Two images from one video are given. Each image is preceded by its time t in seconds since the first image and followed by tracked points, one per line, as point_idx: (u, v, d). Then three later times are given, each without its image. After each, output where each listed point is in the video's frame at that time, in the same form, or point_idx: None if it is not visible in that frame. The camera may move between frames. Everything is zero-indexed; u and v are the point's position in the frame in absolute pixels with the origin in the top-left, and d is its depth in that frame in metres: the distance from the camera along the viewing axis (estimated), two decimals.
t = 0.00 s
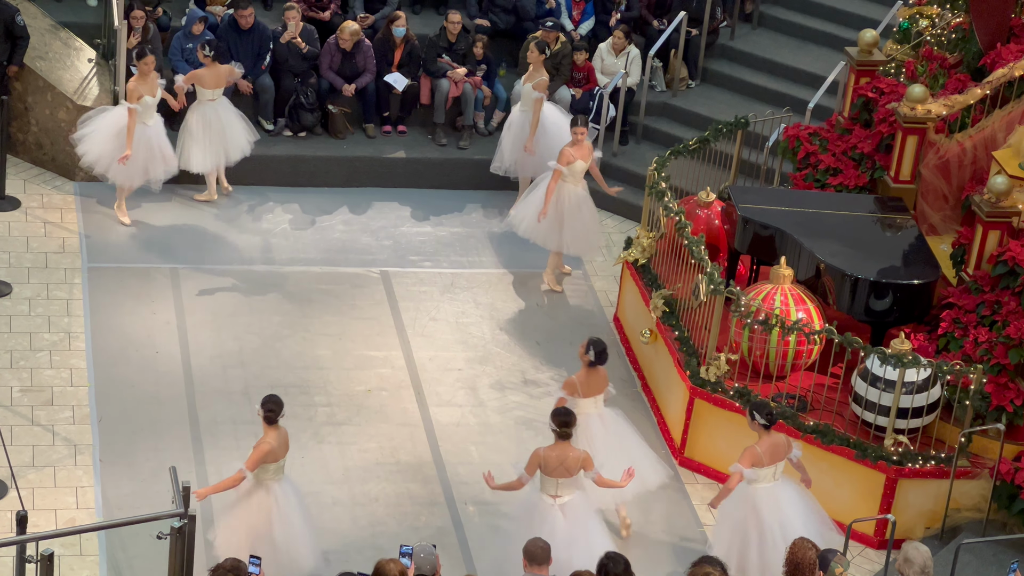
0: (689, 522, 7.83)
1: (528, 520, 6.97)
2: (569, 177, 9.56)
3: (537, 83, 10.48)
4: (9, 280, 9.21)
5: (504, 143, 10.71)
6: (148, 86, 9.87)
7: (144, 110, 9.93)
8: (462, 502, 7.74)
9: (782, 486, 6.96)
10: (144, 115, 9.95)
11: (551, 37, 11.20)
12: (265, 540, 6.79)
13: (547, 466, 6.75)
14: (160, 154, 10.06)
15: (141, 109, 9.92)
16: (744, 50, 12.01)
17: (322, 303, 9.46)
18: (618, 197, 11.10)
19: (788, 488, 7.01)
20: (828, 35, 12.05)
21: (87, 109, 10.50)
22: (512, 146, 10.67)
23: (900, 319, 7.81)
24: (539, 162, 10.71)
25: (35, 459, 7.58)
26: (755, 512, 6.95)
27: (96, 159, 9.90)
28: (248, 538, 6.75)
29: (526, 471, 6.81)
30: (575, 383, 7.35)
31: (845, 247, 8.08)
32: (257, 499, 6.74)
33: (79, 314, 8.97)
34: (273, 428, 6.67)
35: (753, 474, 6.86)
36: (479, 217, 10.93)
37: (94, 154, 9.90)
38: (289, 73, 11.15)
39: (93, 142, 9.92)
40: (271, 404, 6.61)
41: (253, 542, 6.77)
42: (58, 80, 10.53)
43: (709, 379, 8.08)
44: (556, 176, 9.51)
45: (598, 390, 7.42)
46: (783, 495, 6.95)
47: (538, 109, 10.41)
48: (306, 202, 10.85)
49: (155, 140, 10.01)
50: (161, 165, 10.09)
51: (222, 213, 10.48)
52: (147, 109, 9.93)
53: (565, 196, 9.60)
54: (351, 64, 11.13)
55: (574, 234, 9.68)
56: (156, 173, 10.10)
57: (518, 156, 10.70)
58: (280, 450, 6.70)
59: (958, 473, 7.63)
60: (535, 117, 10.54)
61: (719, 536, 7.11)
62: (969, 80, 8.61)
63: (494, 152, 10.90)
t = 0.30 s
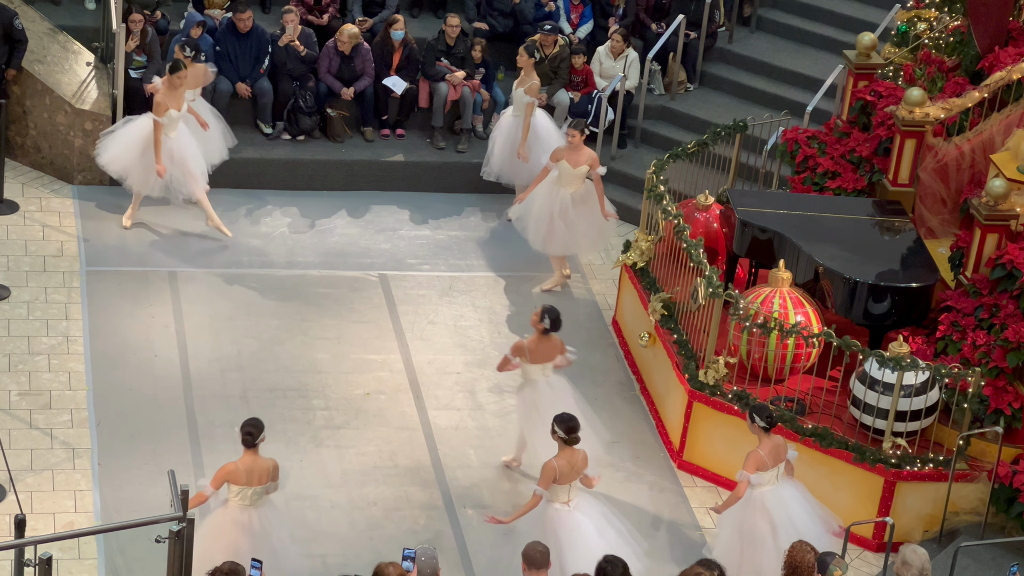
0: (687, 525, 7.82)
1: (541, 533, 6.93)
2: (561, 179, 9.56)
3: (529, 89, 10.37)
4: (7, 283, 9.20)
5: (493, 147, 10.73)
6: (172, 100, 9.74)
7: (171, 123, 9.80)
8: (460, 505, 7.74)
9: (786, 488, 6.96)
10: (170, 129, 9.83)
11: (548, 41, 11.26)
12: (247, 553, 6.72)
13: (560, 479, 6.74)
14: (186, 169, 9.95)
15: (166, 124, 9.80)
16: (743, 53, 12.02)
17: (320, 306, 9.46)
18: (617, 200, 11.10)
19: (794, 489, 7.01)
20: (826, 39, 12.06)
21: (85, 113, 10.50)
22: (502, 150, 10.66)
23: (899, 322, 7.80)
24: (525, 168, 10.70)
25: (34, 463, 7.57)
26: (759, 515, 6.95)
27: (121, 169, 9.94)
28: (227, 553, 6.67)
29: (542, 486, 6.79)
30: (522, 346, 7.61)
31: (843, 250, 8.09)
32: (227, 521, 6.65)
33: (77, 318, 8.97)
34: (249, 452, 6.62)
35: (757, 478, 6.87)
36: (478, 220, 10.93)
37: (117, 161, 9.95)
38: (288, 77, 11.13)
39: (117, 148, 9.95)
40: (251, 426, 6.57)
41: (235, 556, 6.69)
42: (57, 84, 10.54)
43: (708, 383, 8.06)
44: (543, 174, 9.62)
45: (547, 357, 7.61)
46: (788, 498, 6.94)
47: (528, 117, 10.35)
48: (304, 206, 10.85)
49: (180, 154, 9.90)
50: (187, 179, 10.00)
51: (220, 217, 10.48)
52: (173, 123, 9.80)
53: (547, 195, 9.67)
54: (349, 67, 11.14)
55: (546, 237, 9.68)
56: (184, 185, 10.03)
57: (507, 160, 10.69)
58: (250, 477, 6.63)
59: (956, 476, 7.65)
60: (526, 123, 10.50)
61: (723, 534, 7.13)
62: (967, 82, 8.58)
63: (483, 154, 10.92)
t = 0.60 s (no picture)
0: (685, 527, 7.81)
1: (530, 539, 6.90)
2: (551, 181, 9.61)
3: (518, 93, 10.38)
4: (4, 286, 9.20)
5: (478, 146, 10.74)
6: (222, 116, 9.69)
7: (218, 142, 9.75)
8: (458, 508, 7.74)
9: (769, 487, 6.96)
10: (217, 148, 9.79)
11: (546, 44, 11.21)
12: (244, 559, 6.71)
13: (550, 485, 6.71)
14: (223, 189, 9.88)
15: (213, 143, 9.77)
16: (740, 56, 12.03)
17: (318, 309, 9.46)
18: (614, 203, 11.09)
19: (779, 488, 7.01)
20: (823, 41, 12.07)
21: (82, 116, 10.50)
22: (485, 151, 10.65)
23: (896, 325, 7.81)
24: (507, 172, 10.70)
25: (31, 466, 7.57)
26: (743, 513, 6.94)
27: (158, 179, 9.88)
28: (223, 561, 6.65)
29: (533, 493, 6.75)
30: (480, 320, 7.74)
31: (841, 252, 8.09)
32: (219, 534, 6.64)
33: (74, 321, 8.96)
34: (235, 465, 6.60)
35: (738, 476, 6.88)
36: (475, 223, 10.93)
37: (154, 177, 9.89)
38: (285, 80, 11.13)
39: (156, 163, 9.92)
40: (236, 438, 6.55)
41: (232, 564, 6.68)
42: (54, 87, 10.53)
43: (706, 385, 8.07)
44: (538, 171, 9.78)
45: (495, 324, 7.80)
46: (771, 497, 6.94)
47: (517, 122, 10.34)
48: (302, 208, 10.84)
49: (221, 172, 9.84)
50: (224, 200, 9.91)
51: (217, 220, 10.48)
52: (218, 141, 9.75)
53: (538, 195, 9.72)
54: (347, 70, 11.14)
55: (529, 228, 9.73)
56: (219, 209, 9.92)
57: (491, 163, 10.66)
58: (237, 491, 6.61)
59: (954, 479, 7.62)
60: (516, 128, 10.48)
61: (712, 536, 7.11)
62: (964, 85, 8.60)
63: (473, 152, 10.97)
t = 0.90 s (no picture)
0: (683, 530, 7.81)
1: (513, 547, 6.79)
2: (541, 185, 9.58)
3: (500, 97, 10.40)
4: (2, 289, 9.20)
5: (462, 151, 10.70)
6: (260, 101, 9.68)
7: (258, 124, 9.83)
8: (456, 511, 7.74)
9: (759, 487, 6.97)
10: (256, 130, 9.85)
11: (543, 47, 11.26)
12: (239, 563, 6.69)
13: (533, 492, 6.61)
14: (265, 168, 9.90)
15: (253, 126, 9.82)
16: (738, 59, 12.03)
17: (316, 312, 9.46)
18: (613, 206, 11.09)
19: (767, 488, 7.02)
20: (822, 45, 12.08)
21: (80, 119, 10.51)
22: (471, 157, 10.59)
23: (894, 328, 7.82)
24: (494, 177, 10.68)
25: (29, 469, 7.56)
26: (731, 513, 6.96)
27: (221, 185, 9.87)
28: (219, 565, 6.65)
29: (516, 499, 6.62)
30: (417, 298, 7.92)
31: (839, 255, 8.09)
32: (212, 541, 6.63)
33: (72, 324, 8.96)
34: (228, 472, 6.59)
35: (727, 474, 6.87)
36: (473, 226, 10.93)
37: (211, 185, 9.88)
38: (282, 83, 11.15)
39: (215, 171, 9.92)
40: (230, 446, 6.51)
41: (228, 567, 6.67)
42: (52, 90, 10.52)
43: (704, 389, 8.06)
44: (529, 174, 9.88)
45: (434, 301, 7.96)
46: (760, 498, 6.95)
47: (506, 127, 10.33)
48: (300, 212, 10.84)
49: (262, 155, 9.88)
50: (264, 181, 9.90)
51: (216, 223, 10.49)
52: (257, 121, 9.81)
53: (531, 200, 9.68)
54: (345, 73, 11.13)
55: (525, 234, 9.71)
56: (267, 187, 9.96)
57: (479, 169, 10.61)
58: (229, 497, 6.59)
59: (952, 481, 7.65)
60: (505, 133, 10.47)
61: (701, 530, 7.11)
62: (962, 88, 8.63)
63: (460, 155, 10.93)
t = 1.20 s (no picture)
0: (681, 534, 7.80)
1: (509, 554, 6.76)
2: (534, 191, 9.58)
3: (483, 97, 10.44)
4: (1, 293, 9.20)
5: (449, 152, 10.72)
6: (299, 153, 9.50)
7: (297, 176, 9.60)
8: (454, 514, 7.74)
9: (760, 494, 6.96)
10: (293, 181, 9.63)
11: (542, 51, 11.26)
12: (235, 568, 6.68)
13: (531, 499, 6.61)
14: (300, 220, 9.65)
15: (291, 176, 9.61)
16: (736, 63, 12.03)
17: (315, 316, 9.46)
18: (611, 210, 11.10)
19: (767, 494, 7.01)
20: (820, 48, 12.09)
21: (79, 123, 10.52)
22: (460, 158, 10.62)
23: (891, 331, 7.81)
24: (482, 178, 10.72)
25: (27, 473, 7.56)
26: (729, 519, 6.96)
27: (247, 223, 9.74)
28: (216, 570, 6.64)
29: (513, 506, 6.63)
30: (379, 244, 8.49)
31: (838, 259, 8.09)
32: (208, 544, 6.62)
33: (70, 328, 8.96)
34: (224, 475, 6.59)
35: (730, 480, 6.87)
36: (472, 230, 10.94)
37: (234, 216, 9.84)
38: (280, 87, 11.14)
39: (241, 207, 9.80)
40: (226, 450, 6.52)
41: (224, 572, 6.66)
42: (51, 94, 10.53)
43: (702, 392, 8.07)
44: (521, 174, 9.98)
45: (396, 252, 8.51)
46: (761, 502, 6.95)
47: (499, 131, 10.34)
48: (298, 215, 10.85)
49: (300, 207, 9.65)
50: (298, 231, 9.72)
51: (214, 227, 10.49)
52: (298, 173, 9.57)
53: (524, 205, 9.67)
54: (343, 77, 11.16)
55: (519, 241, 9.69)
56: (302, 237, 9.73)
57: (468, 173, 10.63)
58: (224, 500, 6.59)
59: (950, 486, 7.64)
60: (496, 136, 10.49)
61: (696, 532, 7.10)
62: (960, 92, 8.61)
63: (446, 154, 10.98)
